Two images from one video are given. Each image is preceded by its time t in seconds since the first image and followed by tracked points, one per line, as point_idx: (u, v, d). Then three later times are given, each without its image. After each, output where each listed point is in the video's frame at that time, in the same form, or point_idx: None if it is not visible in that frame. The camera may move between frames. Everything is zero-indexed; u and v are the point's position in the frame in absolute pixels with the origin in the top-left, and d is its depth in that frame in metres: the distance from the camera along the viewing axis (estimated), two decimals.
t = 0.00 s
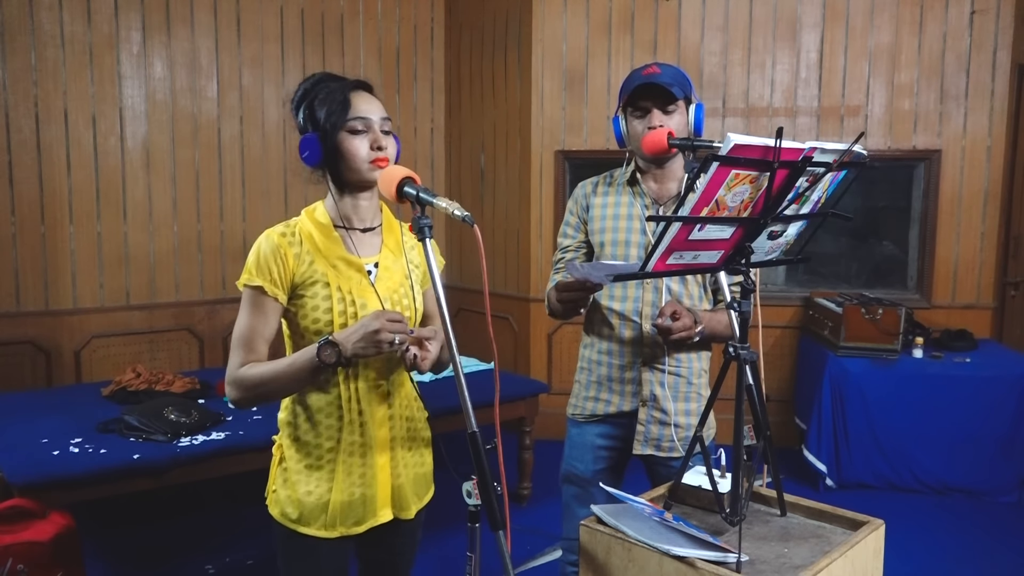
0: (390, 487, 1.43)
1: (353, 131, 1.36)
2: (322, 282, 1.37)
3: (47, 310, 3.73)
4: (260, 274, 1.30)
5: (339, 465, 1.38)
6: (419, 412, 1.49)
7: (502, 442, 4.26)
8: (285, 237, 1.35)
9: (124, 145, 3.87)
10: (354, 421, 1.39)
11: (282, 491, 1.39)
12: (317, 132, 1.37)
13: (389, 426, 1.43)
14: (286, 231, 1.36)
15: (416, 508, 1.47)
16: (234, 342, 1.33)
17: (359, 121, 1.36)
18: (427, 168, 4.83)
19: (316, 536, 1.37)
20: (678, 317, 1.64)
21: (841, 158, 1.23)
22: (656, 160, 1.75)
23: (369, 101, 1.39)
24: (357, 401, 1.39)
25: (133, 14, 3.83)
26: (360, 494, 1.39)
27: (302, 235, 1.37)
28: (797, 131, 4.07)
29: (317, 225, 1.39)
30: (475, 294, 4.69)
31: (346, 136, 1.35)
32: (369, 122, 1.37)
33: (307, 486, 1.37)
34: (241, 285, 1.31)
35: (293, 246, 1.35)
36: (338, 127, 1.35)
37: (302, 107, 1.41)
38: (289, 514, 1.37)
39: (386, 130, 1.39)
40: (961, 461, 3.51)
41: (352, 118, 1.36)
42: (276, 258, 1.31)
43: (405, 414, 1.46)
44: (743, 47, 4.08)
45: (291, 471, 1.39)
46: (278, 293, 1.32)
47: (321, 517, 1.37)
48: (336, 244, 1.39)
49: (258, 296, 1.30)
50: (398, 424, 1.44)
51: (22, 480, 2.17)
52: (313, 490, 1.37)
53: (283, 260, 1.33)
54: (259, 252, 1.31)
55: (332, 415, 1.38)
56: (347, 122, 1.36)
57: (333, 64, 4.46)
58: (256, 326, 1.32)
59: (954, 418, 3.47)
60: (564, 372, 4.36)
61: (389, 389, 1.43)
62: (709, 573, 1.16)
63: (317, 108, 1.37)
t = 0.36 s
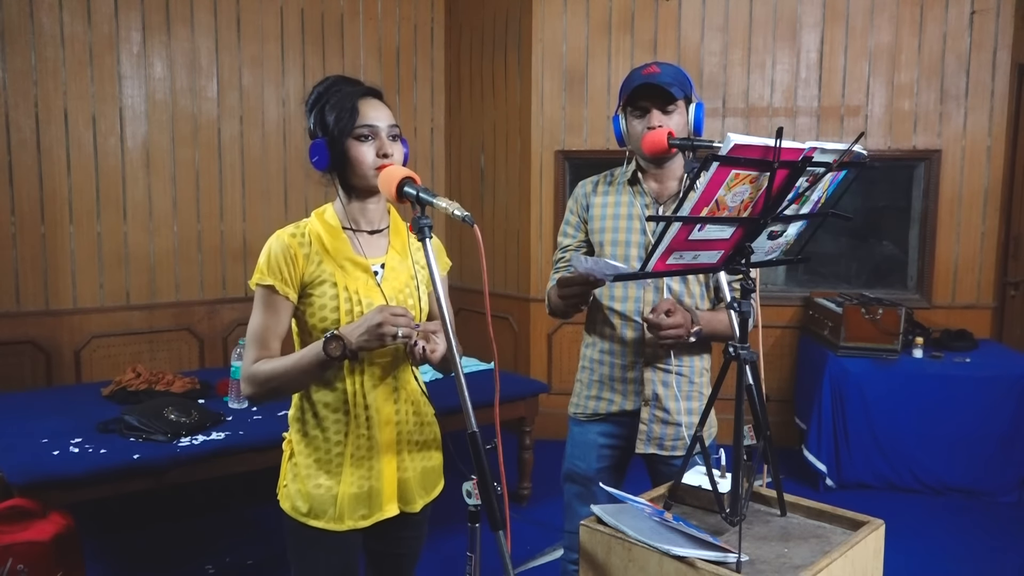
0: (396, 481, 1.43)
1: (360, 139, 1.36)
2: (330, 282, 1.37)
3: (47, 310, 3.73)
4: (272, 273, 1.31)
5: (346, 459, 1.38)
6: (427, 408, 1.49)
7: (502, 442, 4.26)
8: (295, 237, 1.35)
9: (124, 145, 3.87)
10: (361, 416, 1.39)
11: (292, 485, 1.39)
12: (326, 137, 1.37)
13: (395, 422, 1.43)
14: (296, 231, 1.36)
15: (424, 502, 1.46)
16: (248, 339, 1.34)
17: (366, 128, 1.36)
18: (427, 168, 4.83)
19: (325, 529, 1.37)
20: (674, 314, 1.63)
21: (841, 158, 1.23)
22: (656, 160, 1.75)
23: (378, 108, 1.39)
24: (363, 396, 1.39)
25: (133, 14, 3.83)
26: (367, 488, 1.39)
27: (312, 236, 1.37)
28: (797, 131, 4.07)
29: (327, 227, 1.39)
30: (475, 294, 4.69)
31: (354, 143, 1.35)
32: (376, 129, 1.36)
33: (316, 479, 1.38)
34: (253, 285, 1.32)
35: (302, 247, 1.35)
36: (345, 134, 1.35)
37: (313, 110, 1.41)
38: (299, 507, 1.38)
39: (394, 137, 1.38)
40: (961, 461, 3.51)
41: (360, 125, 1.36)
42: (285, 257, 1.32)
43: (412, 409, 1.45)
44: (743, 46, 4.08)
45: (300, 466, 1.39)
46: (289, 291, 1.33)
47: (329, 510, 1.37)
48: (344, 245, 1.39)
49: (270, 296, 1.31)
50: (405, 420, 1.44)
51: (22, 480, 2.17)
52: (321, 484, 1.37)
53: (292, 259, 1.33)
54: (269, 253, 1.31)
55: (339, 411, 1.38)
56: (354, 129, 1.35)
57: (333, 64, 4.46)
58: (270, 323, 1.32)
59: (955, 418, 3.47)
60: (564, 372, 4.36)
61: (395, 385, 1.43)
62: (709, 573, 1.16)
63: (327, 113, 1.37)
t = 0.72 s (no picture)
0: (396, 481, 1.43)
1: (358, 140, 1.36)
2: (328, 281, 1.37)
3: (47, 310, 3.73)
4: (270, 272, 1.30)
5: (345, 460, 1.38)
6: (427, 408, 1.49)
7: (502, 442, 4.26)
8: (292, 236, 1.35)
9: (124, 145, 3.87)
10: (360, 416, 1.39)
11: (292, 486, 1.39)
12: (323, 137, 1.37)
13: (394, 422, 1.43)
14: (293, 230, 1.36)
15: (424, 503, 1.46)
16: (247, 339, 1.33)
17: (364, 129, 1.36)
18: (427, 168, 4.83)
19: (325, 529, 1.37)
20: (660, 290, 1.59)
21: (841, 158, 1.23)
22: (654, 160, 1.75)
23: (376, 109, 1.39)
24: (362, 396, 1.39)
25: (133, 14, 3.83)
26: (367, 489, 1.39)
27: (309, 235, 1.37)
28: (797, 131, 4.07)
29: (324, 226, 1.39)
30: (475, 294, 4.69)
31: (351, 144, 1.35)
32: (374, 130, 1.36)
33: (315, 480, 1.38)
34: (251, 284, 1.32)
35: (300, 246, 1.35)
36: (343, 134, 1.35)
37: (312, 110, 1.41)
38: (298, 508, 1.38)
39: (392, 138, 1.38)
40: (961, 461, 3.51)
41: (358, 126, 1.36)
42: (283, 256, 1.32)
43: (411, 409, 1.45)
44: (743, 46, 4.08)
45: (300, 466, 1.39)
46: (287, 290, 1.33)
47: (329, 510, 1.37)
48: (342, 244, 1.39)
49: (268, 294, 1.31)
50: (404, 420, 1.44)
51: (22, 480, 2.17)
52: (321, 484, 1.37)
53: (290, 258, 1.33)
54: (267, 251, 1.31)
55: (338, 411, 1.38)
56: (352, 129, 1.35)
57: (333, 63, 4.46)
58: (269, 322, 1.32)
59: (954, 418, 3.47)
60: (564, 372, 4.36)
61: (394, 385, 1.43)
62: (709, 573, 1.16)
63: (326, 113, 1.37)
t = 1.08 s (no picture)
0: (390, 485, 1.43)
1: (350, 143, 1.36)
2: (321, 277, 1.37)
3: (47, 310, 3.73)
4: (261, 270, 1.30)
5: (340, 464, 1.38)
6: (418, 410, 1.49)
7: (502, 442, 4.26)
8: (282, 234, 1.35)
9: (124, 145, 3.87)
10: (355, 419, 1.39)
11: (285, 492, 1.39)
12: (314, 134, 1.37)
13: (388, 424, 1.43)
14: (282, 228, 1.36)
15: (415, 506, 1.47)
16: (239, 340, 1.32)
17: (357, 134, 1.36)
18: (427, 168, 4.83)
19: (320, 535, 1.37)
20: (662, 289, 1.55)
21: (841, 158, 1.23)
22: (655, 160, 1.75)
23: (371, 111, 1.38)
24: (356, 399, 1.39)
25: (133, 14, 3.83)
26: (362, 493, 1.39)
27: (299, 233, 1.37)
28: (797, 131, 4.07)
29: (313, 224, 1.39)
30: (475, 294, 4.69)
31: (343, 147, 1.35)
32: (367, 135, 1.36)
33: (309, 485, 1.37)
34: (241, 283, 1.31)
35: (291, 243, 1.35)
36: (335, 136, 1.35)
37: (307, 99, 1.40)
38: (292, 515, 1.37)
39: (384, 142, 1.38)
40: (960, 461, 3.51)
41: (351, 130, 1.35)
42: (274, 252, 1.31)
43: (404, 411, 1.46)
44: (743, 47, 4.08)
45: (292, 472, 1.38)
46: (279, 287, 1.32)
47: (324, 515, 1.37)
48: (334, 240, 1.39)
49: (259, 292, 1.30)
50: (398, 421, 1.44)
51: (22, 480, 2.17)
52: (316, 490, 1.37)
53: (282, 256, 1.33)
54: (258, 249, 1.30)
55: (333, 414, 1.38)
56: (346, 132, 1.35)
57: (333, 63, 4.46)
58: (261, 320, 1.31)
59: (954, 418, 3.47)
60: (564, 372, 4.36)
61: (388, 386, 1.43)
62: (709, 573, 1.16)
63: (320, 110, 1.36)
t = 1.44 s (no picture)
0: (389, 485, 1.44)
1: (345, 152, 1.35)
2: (316, 276, 1.37)
3: (47, 311, 3.73)
4: (257, 269, 1.30)
5: (339, 466, 1.38)
6: (414, 410, 1.50)
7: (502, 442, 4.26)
8: (275, 234, 1.35)
9: (124, 145, 3.87)
10: (354, 420, 1.39)
11: (284, 497, 1.38)
12: (309, 135, 1.36)
13: (387, 424, 1.43)
14: (275, 228, 1.36)
15: (414, 506, 1.48)
16: (237, 342, 1.31)
17: (353, 142, 1.35)
18: (427, 168, 4.83)
19: (322, 538, 1.37)
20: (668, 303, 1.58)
21: (841, 158, 1.23)
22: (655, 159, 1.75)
23: (369, 120, 1.37)
24: (355, 399, 1.39)
25: (133, 14, 3.83)
26: (362, 495, 1.39)
27: (292, 232, 1.37)
28: (797, 131, 4.08)
29: (304, 224, 1.39)
30: (475, 294, 4.69)
31: (337, 154, 1.35)
32: (363, 143, 1.35)
33: (309, 489, 1.37)
34: (235, 283, 1.31)
35: (284, 242, 1.35)
36: (330, 143, 1.34)
37: (306, 97, 1.39)
38: (293, 520, 1.37)
39: (379, 152, 1.38)
40: (960, 461, 3.51)
41: (347, 137, 1.34)
42: (268, 251, 1.31)
43: (402, 412, 1.46)
44: (743, 46, 4.08)
45: (291, 477, 1.38)
46: (276, 286, 1.32)
47: (325, 518, 1.37)
48: (326, 240, 1.40)
49: (255, 291, 1.30)
50: (395, 422, 1.45)
51: (22, 480, 2.17)
52: (317, 493, 1.37)
53: (276, 255, 1.33)
54: (252, 249, 1.31)
55: (332, 416, 1.38)
56: (341, 140, 1.34)
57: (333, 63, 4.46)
58: (258, 319, 1.30)
59: (954, 418, 3.47)
60: (564, 372, 4.36)
61: (386, 386, 1.43)
62: (709, 573, 1.16)
63: (319, 112, 1.36)
